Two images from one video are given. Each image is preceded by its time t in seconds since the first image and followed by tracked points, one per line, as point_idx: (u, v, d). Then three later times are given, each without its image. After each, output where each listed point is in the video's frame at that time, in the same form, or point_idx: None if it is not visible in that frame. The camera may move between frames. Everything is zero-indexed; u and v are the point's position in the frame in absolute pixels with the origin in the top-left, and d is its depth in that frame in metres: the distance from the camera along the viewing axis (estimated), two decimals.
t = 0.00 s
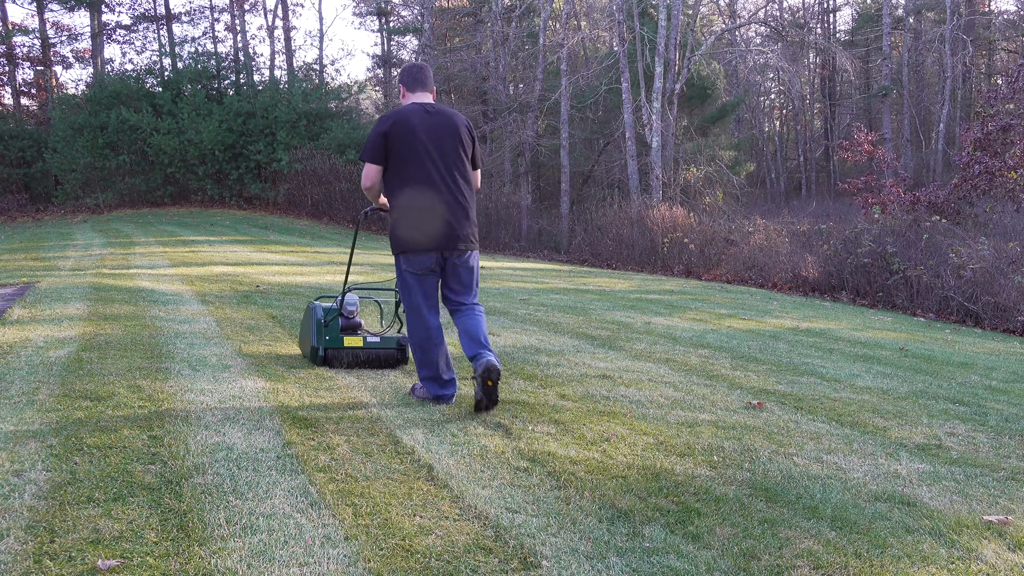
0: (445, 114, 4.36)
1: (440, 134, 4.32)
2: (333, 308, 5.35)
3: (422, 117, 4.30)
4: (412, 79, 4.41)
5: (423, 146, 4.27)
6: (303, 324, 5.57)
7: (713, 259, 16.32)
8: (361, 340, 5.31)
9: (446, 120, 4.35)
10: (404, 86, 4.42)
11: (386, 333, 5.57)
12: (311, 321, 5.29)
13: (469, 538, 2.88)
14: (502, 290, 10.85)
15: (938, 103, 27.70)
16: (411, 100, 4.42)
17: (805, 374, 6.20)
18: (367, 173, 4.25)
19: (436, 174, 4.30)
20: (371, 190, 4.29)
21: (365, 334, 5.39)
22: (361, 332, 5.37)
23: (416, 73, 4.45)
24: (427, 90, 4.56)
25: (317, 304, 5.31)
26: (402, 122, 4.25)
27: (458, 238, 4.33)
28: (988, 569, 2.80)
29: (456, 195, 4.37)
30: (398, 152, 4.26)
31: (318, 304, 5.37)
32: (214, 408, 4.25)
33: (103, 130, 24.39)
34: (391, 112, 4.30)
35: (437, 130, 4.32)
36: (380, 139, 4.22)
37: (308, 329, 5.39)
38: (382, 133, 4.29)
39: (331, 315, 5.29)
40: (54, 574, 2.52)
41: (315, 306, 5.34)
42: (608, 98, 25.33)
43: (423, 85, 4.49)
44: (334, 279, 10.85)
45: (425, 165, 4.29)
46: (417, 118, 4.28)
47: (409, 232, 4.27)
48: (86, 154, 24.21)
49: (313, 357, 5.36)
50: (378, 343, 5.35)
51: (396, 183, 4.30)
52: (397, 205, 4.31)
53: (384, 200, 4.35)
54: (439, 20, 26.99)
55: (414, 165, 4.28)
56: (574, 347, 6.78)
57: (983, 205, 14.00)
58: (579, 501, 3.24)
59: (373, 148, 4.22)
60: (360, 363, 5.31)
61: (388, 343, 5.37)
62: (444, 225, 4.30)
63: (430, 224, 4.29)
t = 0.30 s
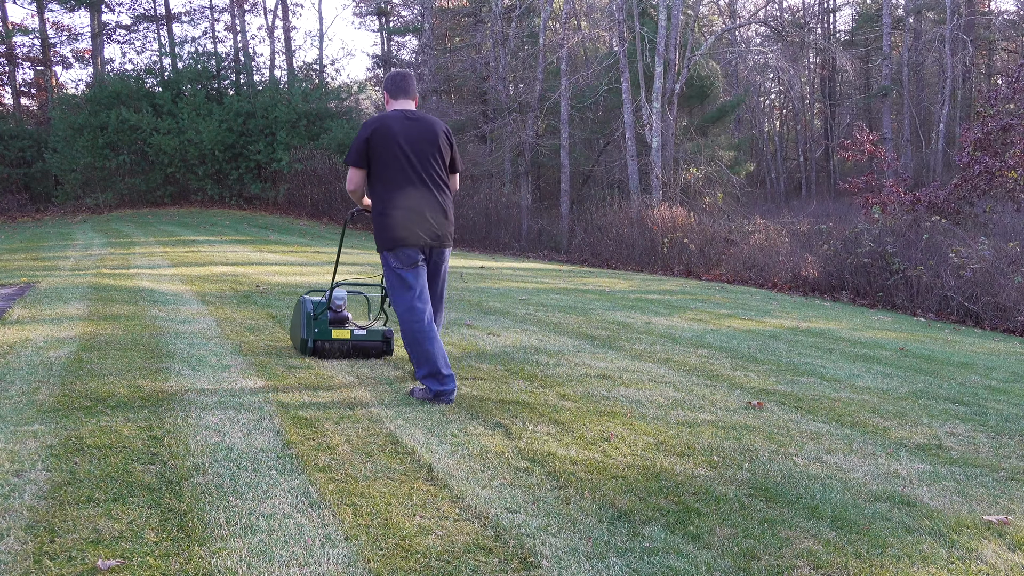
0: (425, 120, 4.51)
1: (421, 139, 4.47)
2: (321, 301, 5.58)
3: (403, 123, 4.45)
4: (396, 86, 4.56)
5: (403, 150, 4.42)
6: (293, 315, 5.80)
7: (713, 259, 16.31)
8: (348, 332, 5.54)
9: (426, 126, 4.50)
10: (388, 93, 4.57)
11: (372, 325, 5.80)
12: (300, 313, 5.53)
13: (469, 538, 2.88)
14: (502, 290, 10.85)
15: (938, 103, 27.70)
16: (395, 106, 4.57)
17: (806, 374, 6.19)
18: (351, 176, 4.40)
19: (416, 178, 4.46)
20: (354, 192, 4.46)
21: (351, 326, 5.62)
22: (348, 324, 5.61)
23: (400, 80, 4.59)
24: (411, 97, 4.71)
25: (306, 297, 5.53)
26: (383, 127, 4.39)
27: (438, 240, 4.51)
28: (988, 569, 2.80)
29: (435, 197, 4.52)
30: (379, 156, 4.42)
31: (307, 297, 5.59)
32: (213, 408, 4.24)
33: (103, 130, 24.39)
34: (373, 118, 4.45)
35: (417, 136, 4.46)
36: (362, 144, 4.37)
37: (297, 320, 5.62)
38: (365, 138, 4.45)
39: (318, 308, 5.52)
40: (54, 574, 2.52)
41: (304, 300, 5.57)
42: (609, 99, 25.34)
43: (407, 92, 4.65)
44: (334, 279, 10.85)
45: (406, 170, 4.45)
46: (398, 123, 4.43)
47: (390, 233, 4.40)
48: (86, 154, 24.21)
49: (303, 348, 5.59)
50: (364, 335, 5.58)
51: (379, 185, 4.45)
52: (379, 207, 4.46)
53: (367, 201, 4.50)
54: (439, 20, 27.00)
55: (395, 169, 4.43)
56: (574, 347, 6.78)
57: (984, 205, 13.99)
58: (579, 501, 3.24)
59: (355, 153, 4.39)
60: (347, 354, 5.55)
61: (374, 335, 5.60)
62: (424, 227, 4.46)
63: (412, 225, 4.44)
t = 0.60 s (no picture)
0: (413, 125, 4.64)
1: (407, 143, 4.60)
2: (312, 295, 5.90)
3: (391, 128, 4.58)
4: (385, 92, 4.70)
5: (390, 152, 4.55)
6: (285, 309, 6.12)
7: (713, 259, 16.31)
8: (337, 325, 5.84)
9: (413, 131, 4.63)
10: (378, 99, 4.71)
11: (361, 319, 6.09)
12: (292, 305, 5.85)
13: (469, 538, 2.88)
14: (502, 290, 10.85)
15: (938, 103, 27.70)
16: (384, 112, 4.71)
17: (806, 374, 6.19)
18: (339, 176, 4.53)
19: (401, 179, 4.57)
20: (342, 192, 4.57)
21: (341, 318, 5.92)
22: (338, 317, 5.89)
23: (390, 87, 4.74)
24: (400, 104, 4.86)
25: (298, 291, 5.86)
26: (372, 131, 4.52)
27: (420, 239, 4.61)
28: (988, 569, 2.80)
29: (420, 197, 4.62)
30: (367, 157, 4.54)
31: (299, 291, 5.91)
32: (213, 408, 4.24)
33: (103, 130, 24.39)
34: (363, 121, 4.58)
35: (404, 140, 4.59)
36: (352, 146, 4.51)
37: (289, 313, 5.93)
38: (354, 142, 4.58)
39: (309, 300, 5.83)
40: (54, 574, 2.52)
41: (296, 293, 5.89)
42: (609, 99, 25.34)
43: (395, 99, 4.80)
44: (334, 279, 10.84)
45: (392, 171, 4.56)
46: (387, 128, 4.56)
47: (372, 230, 4.51)
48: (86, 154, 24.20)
49: (294, 340, 5.89)
50: (352, 326, 5.87)
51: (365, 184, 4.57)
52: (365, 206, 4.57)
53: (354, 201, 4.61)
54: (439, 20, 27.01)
55: (381, 169, 4.54)
56: (574, 347, 6.77)
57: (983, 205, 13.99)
58: (579, 501, 3.24)
59: (344, 155, 4.51)
60: (336, 345, 5.83)
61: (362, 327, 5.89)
62: (407, 223, 4.55)
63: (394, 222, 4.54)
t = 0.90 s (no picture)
0: (398, 130, 4.97)
1: (392, 147, 4.95)
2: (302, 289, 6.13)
3: (378, 134, 4.93)
4: (371, 100, 5.05)
5: (377, 157, 4.92)
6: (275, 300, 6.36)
7: (713, 259, 16.31)
8: (328, 318, 6.12)
9: (399, 135, 4.97)
10: (364, 106, 5.06)
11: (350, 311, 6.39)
12: (283, 298, 6.09)
13: (469, 538, 2.88)
14: (502, 290, 10.85)
15: (938, 103, 27.70)
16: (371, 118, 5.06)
17: (806, 374, 6.19)
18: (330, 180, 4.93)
19: (387, 181, 4.95)
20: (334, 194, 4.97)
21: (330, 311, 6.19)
22: (327, 310, 6.18)
23: (376, 95, 5.09)
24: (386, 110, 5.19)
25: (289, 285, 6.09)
26: (360, 137, 4.89)
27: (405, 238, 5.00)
28: (988, 569, 2.80)
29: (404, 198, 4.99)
30: (355, 162, 4.91)
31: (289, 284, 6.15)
32: (214, 407, 4.25)
33: (103, 130, 24.39)
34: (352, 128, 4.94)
35: (389, 144, 4.94)
36: (341, 151, 4.87)
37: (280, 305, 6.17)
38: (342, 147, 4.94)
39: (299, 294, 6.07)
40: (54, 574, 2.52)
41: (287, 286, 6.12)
42: (609, 99, 25.35)
43: (381, 105, 5.13)
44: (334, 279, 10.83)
45: (379, 174, 4.94)
46: (374, 134, 4.92)
47: (360, 230, 4.96)
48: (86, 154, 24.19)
49: (285, 330, 6.16)
50: (342, 319, 6.17)
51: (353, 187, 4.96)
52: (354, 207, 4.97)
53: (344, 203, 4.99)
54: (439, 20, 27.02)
55: (368, 173, 4.93)
56: (574, 347, 6.77)
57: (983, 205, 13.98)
58: (579, 501, 3.24)
59: (333, 160, 4.88)
60: (327, 337, 6.13)
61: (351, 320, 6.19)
62: (391, 221, 4.95)
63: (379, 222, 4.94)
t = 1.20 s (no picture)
0: (312, 143, 6.84)
1: (309, 156, 6.78)
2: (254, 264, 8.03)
3: (298, 146, 6.78)
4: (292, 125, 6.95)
5: (298, 163, 6.72)
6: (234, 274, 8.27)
7: (713, 259, 16.29)
8: (273, 285, 8.00)
9: (312, 147, 6.83)
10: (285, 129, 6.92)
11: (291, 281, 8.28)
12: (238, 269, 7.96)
13: (469, 539, 2.88)
14: (502, 290, 10.84)
15: (938, 103, 27.67)
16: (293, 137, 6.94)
17: (806, 374, 6.19)
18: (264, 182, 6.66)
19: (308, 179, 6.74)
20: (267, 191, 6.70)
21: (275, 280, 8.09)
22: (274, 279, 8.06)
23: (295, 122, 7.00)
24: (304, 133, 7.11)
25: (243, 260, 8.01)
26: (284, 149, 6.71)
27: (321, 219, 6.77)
28: (988, 569, 2.80)
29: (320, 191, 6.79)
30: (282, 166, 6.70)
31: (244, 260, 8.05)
32: (213, 407, 4.25)
33: (104, 130, 24.36)
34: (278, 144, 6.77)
35: (307, 154, 6.78)
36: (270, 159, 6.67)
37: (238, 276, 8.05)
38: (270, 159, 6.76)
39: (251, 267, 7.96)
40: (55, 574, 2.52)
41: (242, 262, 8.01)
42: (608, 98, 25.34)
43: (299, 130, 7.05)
44: (333, 278, 10.82)
45: (300, 173, 6.74)
46: (295, 146, 6.76)
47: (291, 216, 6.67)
48: (86, 154, 24.16)
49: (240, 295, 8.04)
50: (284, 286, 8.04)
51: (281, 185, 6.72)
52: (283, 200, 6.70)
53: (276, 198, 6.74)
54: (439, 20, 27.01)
55: (292, 173, 6.70)
56: (574, 347, 6.76)
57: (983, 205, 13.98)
58: (579, 501, 3.24)
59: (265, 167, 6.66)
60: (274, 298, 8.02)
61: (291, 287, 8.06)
62: (310, 206, 6.71)
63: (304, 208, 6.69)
